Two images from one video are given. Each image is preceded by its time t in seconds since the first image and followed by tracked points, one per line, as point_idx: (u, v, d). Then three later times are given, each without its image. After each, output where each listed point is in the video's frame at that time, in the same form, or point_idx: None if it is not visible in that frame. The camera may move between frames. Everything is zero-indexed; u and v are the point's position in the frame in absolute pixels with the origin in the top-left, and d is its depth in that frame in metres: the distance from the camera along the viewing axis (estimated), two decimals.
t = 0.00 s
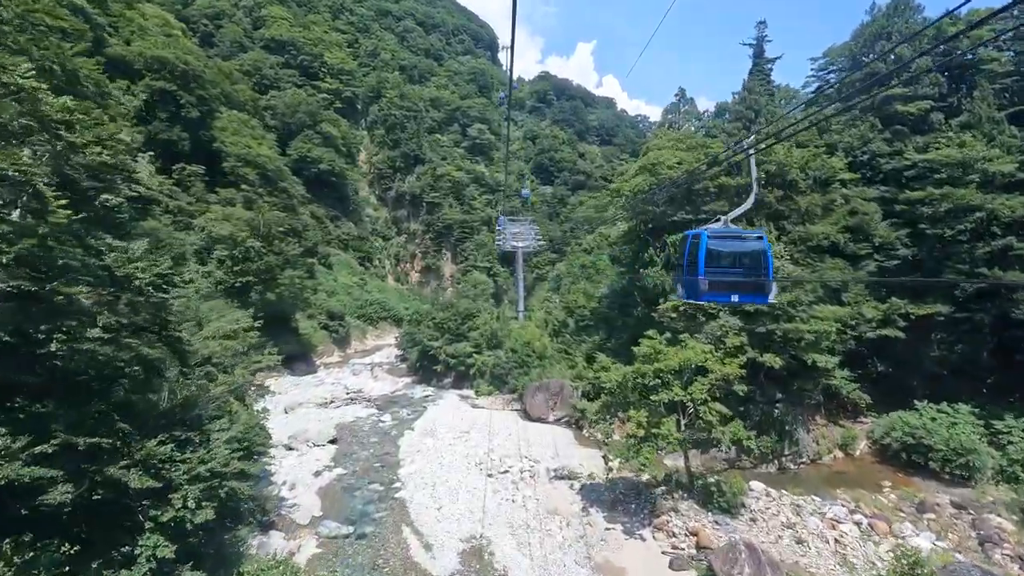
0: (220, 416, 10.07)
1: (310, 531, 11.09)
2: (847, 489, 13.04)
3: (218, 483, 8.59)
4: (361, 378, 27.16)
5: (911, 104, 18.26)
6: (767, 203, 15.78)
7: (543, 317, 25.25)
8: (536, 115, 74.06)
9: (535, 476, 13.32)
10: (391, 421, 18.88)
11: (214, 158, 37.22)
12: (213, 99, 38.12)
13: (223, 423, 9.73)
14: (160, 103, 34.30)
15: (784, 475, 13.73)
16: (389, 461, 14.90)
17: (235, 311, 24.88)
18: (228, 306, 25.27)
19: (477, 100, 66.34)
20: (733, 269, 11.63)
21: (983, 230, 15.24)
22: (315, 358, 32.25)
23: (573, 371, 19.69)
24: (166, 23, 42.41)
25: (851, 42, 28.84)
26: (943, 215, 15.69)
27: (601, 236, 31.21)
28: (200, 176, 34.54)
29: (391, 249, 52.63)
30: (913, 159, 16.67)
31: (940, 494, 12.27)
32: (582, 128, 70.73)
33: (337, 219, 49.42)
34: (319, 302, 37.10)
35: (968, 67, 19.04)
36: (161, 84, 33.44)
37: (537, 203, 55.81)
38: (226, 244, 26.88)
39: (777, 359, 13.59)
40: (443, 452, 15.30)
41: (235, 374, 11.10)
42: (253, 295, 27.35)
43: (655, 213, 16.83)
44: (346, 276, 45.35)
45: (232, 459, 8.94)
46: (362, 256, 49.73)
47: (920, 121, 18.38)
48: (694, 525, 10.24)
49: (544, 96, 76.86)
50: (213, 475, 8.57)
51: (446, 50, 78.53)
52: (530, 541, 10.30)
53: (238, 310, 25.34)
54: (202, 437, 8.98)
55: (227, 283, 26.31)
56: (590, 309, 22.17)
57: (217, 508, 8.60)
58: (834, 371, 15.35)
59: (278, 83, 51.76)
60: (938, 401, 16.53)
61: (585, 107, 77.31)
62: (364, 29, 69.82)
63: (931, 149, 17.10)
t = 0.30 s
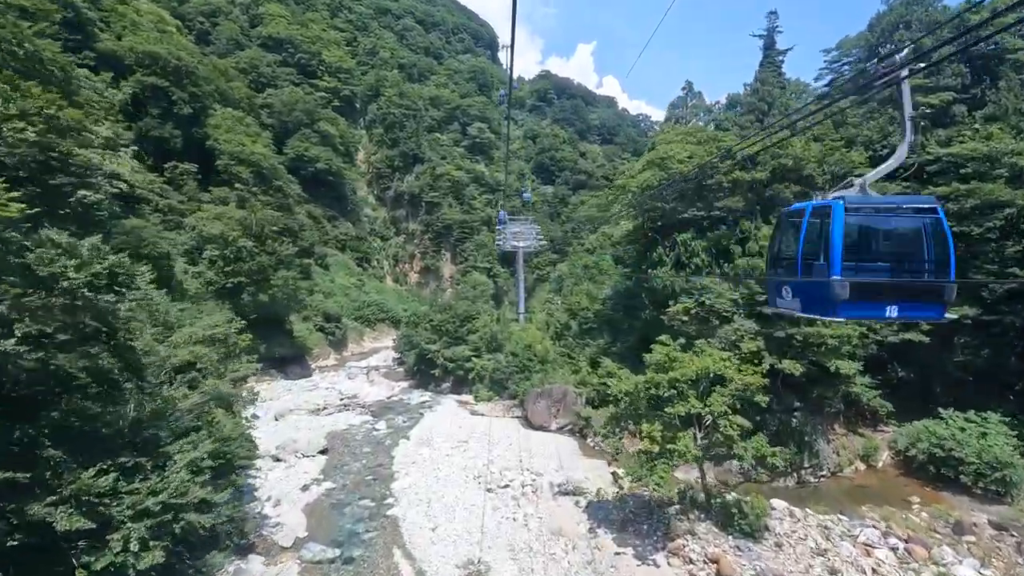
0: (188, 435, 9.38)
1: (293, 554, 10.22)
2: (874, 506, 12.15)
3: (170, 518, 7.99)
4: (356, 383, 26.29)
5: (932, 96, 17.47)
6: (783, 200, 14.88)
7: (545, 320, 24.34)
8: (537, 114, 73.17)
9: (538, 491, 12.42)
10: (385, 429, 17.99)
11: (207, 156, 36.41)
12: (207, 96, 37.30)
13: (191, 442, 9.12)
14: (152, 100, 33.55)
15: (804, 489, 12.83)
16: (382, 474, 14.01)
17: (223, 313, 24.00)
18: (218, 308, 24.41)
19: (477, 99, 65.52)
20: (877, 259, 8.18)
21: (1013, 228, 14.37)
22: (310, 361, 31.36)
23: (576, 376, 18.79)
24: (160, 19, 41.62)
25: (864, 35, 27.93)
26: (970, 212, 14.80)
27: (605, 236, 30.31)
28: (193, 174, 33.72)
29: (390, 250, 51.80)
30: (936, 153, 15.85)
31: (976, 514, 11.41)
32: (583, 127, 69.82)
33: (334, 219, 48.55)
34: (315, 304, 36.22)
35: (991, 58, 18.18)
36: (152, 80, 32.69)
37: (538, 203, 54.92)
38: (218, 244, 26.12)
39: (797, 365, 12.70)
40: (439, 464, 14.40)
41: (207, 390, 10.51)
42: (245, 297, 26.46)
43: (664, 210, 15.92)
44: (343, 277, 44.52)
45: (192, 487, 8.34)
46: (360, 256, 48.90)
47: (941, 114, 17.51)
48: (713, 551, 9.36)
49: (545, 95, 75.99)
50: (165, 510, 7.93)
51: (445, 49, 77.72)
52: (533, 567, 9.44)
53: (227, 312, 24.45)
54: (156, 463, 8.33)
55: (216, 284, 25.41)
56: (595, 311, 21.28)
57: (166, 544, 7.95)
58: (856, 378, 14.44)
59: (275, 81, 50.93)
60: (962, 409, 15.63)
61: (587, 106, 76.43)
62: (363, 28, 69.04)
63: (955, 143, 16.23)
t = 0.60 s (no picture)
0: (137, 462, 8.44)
1: None
2: (903, 524, 11.27)
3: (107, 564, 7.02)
4: (351, 387, 25.42)
5: (956, 86, 16.61)
6: (801, 195, 13.95)
7: (547, 322, 23.44)
8: (538, 113, 72.36)
9: (541, 508, 11.54)
10: (380, 437, 17.11)
11: (200, 153, 35.53)
12: (201, 93, 36.44)
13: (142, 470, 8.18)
14: (142, 96, 32.65)
15: (827, 505, 11.96)
16: (374, 488, 13.09)
17: (211, 315, 23.09)
18: (207, 309, 23.57)
19: (477, 97, 64.68)
20: None
21: None
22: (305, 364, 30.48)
23: (581, 382, 17.88)
24: (154, 14, 40.77)
25: (876, 28, 27.02)
26: (1000, 207, 13.74)
27: (609, 235, 29.45)
28: (185, 172, 32.88)
29: (388, 250, 50.98)
30: (962, 145, 14.90)
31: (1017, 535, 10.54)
32: (584, 126, 69.02)
33: (332, 218, 47.75)
34: (310, 306, 35.36)
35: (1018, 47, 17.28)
36: (143, 75, 31.83)
37: (539, 203, 54.11)
38: (208, 243, 25.25)
39: (820, 372, 11.79)
40: (435, 476, 13.52)
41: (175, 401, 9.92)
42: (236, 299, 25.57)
43: (674, 206, 15.02)
44: (341, 278, 43.69)
45: (136, 525, 7.42)
46: (358, 256, 48.08)
47: (965, 106, 16.67)
48: None
49: (546, 94, 75.12)
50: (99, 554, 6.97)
51: (445, 47, 76.91)
52: None
53: (215, 314, 23.56)
54: (94, 496, 7.41)
55: (205, 286, 24.53)
56: (599, 313, 20.38)
57: None
58: (880, 385, 13.52)
59: (272, 79, 50.07)
60: (989, 416, 14.85)
61: (588, 104, 75.61)
62: (362, 26, 68.22)
63: (983, 135, 15.32)
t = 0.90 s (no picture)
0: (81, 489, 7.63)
1: None
2: (937, 545, 10.41)
3: None
4: (345, 391, 24.57)
5: (982, 75, 15.78)
6: (821, 189, 13.04)
7: (549, 324, 22.58)
8: (539, 111, 71.55)
9: (543, 527, 10.70)
10: (373, 446, 16.25)
11: (193, 150, 34.64)
12: (195, 88, 35.58)
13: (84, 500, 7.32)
14: (133, 91, 31.78)
15: (853, 524, 11.10)
16: (365, 503, 12.23)
17: (198, 317, 22.23)
18: (196, 311, 22.70)
19: (477, 95, 63.84)
20: None
21: None
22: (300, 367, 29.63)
23: (585, 387, 17.00)
24: (147, 9, 39.89)
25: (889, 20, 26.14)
26: None
27: (612, 234, 28.59)
28: (177, 169, 32.00)
29: (386, 250, 50.16)
30: (988, 138, 14.01)
31: None
32: (586, 124, 68.19)
33: (329, 218, 46.90)
34: (306, 306, 34.54)
35: None
36: (133, 69, 30.94)
37: (540, 202, 53.27)
38: (198, 242, 24.41)
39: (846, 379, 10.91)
40: (430, 490, 12.61)
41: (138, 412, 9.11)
42: (228, 300, 24.69)
43: (686, 200, 14.11)
44: (338, 278, 42.87)
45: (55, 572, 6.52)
46: (356, 256, 47.27)
47: (991, 96, 15.85)
48: None
49: (546, 92, 74.21)
50: None
51: (445, 44, 76.05)
52: None
53: (202, 316, 22.70)
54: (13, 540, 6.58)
55: (193, 287, 23.64)
56: (604, 314, 19.49)
57: None
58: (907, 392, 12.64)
59: (268, 76, 49.22)
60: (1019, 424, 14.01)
61: (589, 102, 74.73)
62: (360, 23, 67.38)
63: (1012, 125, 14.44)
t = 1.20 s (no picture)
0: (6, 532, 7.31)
1: None
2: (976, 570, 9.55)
3: None
4: (339, 395, 23.73)
5: (1009, 62, 14.99)
6: (844, 181, 12.15)
7: (550, 325, 21.73)
8: (539, 109, 70.69)
9: (546, 549, 9.94)
10: (364, 454, 15.40)
11: (184, 147, 33.77)
12: (186, 84, 34.70)
13: None
14: (122, 85, 30.90)
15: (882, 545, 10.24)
16: (353, 520, 11.37)
17: (184, 318, 21.39)
18: (182, 312, 21.84)
19: (477, 92, 62.97)
20: None
21: None
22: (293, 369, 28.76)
23: (588, 392, 16.13)
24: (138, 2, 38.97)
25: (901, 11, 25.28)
26: None
27: (615, 232, 27.71)
28: (167, 166, 31.10)
29: (383, 249, 49.33)
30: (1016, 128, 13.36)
31: None
32: (586, 122, 67.29)
33: (325, 216, 46.03)
34: (300, 307, 33.70)
35: None
36: (122, 62, 30.06)
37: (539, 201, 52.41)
38: (185, 239, 23.50)
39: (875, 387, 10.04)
40: (424, 506, 11.74)
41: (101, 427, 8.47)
42: (217, 301, 23.88)
43: (697, 195, 13.25)
44: (334, 277, 42.02)
45: None
46: (352, 255, 46.41)
47: (1018, 86, 15.05)
48: None
49: (546, 89, 73.29)
50: None
51: (444, 41, 75.15)
52: None
53: (188, 317, 21.83)
54: None
55: (180, 287, 22.79)
56: (609, 315, 18.64)
57: None
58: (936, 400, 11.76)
59: (264, 72, 48.32)
60: None
61: (590, 100, 73.80)
62: (358, 19, 66.47)
63: None
